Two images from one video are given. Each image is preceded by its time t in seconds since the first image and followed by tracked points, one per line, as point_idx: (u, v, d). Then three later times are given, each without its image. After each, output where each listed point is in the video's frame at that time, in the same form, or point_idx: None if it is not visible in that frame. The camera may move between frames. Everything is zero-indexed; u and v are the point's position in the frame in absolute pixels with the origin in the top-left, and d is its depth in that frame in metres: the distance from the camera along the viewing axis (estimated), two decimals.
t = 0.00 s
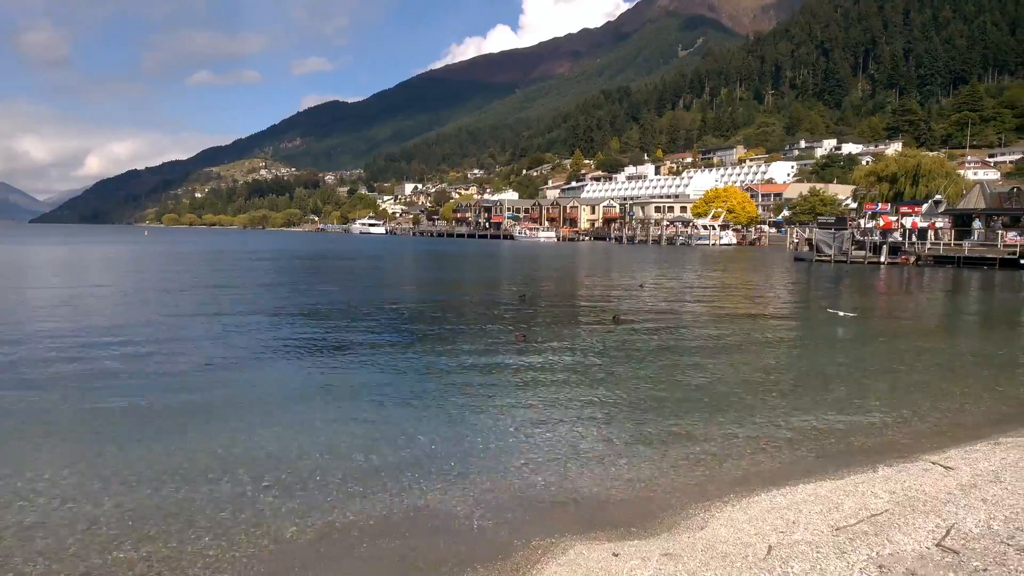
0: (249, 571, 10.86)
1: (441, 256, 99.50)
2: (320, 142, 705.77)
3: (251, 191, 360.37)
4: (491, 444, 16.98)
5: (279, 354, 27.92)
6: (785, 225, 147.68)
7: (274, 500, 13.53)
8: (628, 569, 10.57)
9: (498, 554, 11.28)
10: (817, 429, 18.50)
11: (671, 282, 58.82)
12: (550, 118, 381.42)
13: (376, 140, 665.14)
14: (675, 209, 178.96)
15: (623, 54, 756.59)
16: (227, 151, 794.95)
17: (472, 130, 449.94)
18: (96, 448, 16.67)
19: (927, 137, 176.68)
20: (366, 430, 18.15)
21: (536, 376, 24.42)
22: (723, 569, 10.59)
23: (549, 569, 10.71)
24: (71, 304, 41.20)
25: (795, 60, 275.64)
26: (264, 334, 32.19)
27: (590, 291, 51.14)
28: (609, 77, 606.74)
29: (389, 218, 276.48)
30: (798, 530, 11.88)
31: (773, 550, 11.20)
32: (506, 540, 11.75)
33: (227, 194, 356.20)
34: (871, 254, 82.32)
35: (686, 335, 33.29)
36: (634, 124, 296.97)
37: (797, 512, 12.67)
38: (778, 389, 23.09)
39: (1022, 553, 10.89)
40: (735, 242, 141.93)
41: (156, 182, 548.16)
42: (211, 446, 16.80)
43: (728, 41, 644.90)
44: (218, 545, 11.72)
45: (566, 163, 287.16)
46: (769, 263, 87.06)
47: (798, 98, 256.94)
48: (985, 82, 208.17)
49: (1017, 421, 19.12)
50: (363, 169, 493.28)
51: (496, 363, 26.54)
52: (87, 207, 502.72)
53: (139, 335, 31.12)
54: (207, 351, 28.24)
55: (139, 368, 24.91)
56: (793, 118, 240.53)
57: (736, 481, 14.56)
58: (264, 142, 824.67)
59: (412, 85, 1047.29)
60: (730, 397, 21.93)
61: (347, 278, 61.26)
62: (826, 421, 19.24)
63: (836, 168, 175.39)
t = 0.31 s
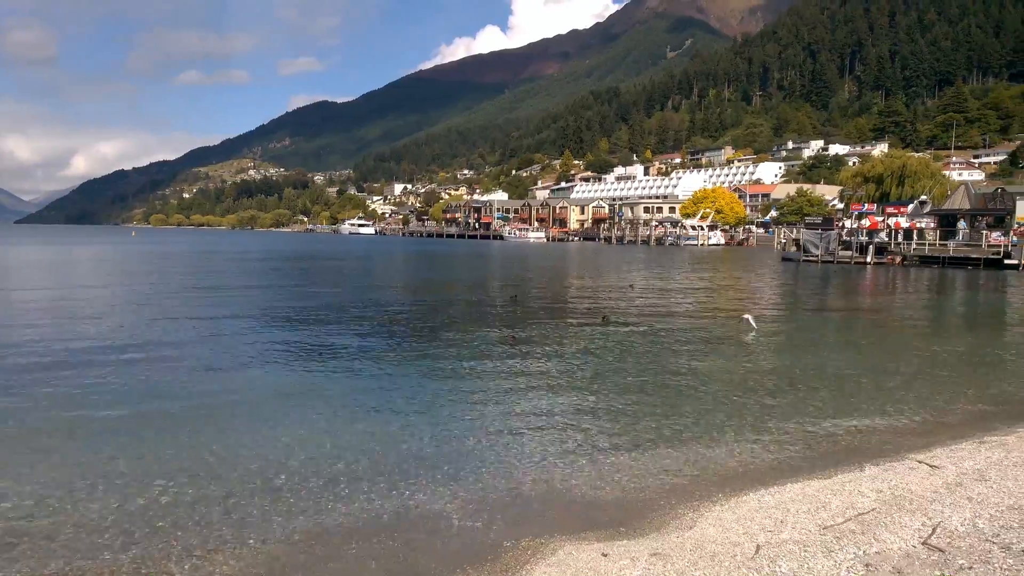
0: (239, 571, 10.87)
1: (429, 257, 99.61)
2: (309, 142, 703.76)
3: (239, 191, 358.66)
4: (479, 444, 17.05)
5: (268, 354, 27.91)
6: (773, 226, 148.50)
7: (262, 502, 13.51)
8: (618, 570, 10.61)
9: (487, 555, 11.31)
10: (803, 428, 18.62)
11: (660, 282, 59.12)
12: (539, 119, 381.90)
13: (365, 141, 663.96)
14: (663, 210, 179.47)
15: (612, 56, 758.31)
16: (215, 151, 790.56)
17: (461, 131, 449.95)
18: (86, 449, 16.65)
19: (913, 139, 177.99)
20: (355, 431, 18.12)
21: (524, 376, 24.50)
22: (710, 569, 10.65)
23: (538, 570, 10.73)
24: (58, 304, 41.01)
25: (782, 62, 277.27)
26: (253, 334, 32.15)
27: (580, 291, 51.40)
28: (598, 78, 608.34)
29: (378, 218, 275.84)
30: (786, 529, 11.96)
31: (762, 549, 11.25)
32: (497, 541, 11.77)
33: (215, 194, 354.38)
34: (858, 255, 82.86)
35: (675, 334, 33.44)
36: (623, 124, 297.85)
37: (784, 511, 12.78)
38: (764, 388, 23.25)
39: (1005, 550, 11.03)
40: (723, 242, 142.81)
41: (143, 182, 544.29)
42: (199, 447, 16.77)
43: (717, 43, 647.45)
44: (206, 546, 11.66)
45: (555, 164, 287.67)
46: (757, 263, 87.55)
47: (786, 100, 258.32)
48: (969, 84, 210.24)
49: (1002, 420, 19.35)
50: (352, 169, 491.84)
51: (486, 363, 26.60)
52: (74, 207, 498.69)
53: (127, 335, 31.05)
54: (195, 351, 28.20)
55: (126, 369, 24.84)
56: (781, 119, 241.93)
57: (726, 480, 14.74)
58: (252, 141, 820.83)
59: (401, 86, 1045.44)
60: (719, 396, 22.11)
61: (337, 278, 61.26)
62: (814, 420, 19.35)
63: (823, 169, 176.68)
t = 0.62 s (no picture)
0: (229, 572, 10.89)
1: (419, 257, 99.69)
2: (298, 142, 701.50)
3: (227, 191, 357.24)
4: (470, 445, 17.10)
5: (259, 354, 27.96)
6: (761, 226, 149.40)
7: (251, 504, 13.50)
8: (607, 570, 10.67)
9: (476, 557, 11.30)
10: (792, 428, 18.74)
11: (649, 282, 59.50)
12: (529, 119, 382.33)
13: (355, 142, 662.77)
14: (652, 210, 180.09)
15: (601, 56, 759.88)
16: (204, 151, 786.76)
17: (451, 131, 449.88)
18: (76, 450, 16.66)
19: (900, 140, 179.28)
20: (346, 432, 18.16)
21: (515, 377, 24.59)
22: (699, 569, 10.73)
23: (528, 571, 10.78)
24: (47, 305, 40.96)
25: (770, 63, 278.66)
26: (242, 335, 32.07)
27: (570, 291, 51.74)
28: (588, 79, 609.54)
29: (368, 219, 275.37)
30: (775, 530, 12.06)
31: (749, 549, 11.36)
32: (486, 542, 11.81)
33: (203, 195, 352.82)
34: (845, 256, 83.29)
35: (665, 334, 33.68)
36: (612, 125, 298.71)
37: (773, 511, 12.89)
38: (752, 388, 23.46)
39: (992, 549, 11.15)
40: (712, 243, 143.62)
41: (131, 182, 540.88)
42: (191, 448, 16.78)
43: (705, 44, 650.17)
44: (198, 548, 11.68)
45: (545, 164, 288.22)
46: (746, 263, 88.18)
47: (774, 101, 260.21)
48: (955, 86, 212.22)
49: (987, 419, 19.56)
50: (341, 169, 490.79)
51: (476, 363, 26.73)
52: (61, 208, 494.99)
53: (118, 336, 31.08)
54: (186, 352, 28.23)
55: (117, 370, 24.82)
56: (769, 120, 243.31)
57: (714, 480, 14.84)
58: (240, 141, 817.25)
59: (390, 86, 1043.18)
60: (706, 396, 22.32)
61: (327, 279, 61.32)
62: (800, 420, 19.56)
63: (810, 170, 177.83)
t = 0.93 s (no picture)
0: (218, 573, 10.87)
1: (410, 258, 99.65)
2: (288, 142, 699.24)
3: (217, 191, 355.55)
4: (461, 445, 17.07)
5: (250, 355, 27.85)
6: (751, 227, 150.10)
7: (242, 503, 13.47)
8: (597, 571, 10.70)
9: (465, 556, 11.31)
10: (781, 429, 18.78)
11: (641, 283, 59.74)
12: (520, 120, 382.79)
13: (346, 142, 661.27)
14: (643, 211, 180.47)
15: (592, 57, 761.38)
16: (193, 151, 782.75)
17: (441, 132, 449.68)
18: (66, 451, 16.59)
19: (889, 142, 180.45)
20: (337, 432, 18.14)
21: (506, 377, 24.64)
22: (687, 569, 10.78)
23: (518, 571, 10.79)
24: (35, 305, 40.69)
25: (760, 64, 279.87)
26: (232, 335, 32.04)
27: (561, 291, 51.94)
28: (578, 80, 610.59)
29: (358, 220, 274.72)
30: (764, 529, 12.13)
31: (739, 549, 11.41)
32: (476, 542, 11.81)
33: (193, 195, 351.15)
34: (834, 257, 83.41)
35: (656, 335, 33.84)
36: (603, 126, 299.46)
37: (761, 510, 12.98)
38: (742, 388, 23.51)
39: (979, 548, 11.25)
40: (702, 244, 144.20)
41: (119, 182, 537.24)
42: (182, 449, 16.73)
43: (695, 45, 652.23)
44: (188, 550, 11.63)
45: (536, 165, 288.53)
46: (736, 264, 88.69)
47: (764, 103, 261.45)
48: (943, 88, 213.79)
49: (975, 419, 19.68)
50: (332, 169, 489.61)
51: (469, 363, 26.76)
52: (49, 208, 491.16)
53: (110, 336, 31.00)
54: (176, 352, 28.12)
55: (107, 370, 24.70)
56: (758, 122, 244.51)
57: (703, 480, 14.90)
58: (230, 141, 813.90)
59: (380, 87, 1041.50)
60: (696, 396, 22.43)
61: (318, 279, 61.20)
62: (790, 421, 19.60)
63: (800, 171, 178.80)
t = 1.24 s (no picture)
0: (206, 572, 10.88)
1: (400, 258, 99.55)
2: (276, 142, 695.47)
3: (205, 191, 353.50)
4: (451, 446, 17.02)
5: (239, 356, 27.69)
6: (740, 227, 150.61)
7: (234, 503, 13.44)
8: (587, 569, 10.77)
9: (455, 556, 11.33)
10: (770, 430, 18.78)
11: (630, 283, 59.72)
12: (509, 120, 382.53)
13: (335, 141, 658.64)
14: (632, 211, 180.62)
15: (581, 57, 762.01)
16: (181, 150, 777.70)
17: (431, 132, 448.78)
18: (53, 452, 16.44)
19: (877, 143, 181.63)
20: (325, 432, 18.07)
21: (495, 377, 24.61)
22: (679, 567, 10.83)
23: (509, 572, 10.78)
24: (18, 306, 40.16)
25: (748, 65, 280.97)
26: (221, 335, 31.90)
27: (551, 291, 51.92)
28: (568, 80, 610.90)
29: (347, 219, 273.54)
30: (753, 528, 12.22)
31: (729, 548, 11.49)
32: (467, 542, 11.83)
33: (180, 195, 348.55)
34: (822, 257, 83.98)
35: (645, 335, 33.87)
36: (592, 126, 299.83)
37: (751, 509, 13.07)
38: (733, 389, 23.51)
39: (965, 545, 11.37)
40: (691, 244, 144.57)
41: (106, 182, 532.56)
42: (170, 448, 16.69)
43: (684, 46, 654.13)
44: (177, 549, 11.63)
45: (526, 164, 288.38)
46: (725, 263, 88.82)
47: (752, 104, 262.65)
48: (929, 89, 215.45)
49: (961, 419, 19.79)
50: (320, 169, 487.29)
51: (457, 364, 26.72)
52: (34, 209, 486.01)
53: (97, 337, 30.67)
54: (162, 353, 27.91)
55: (92, 372, 24.43)
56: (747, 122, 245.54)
57: (694, 478, 15.00)
58: (218, 140, 808.39)
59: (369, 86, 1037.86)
60: (686, 396, 22.47)
61: (306, 279, 60.74)
62: (779, 421, 19.56)
63: (788, 172, 179.65)
